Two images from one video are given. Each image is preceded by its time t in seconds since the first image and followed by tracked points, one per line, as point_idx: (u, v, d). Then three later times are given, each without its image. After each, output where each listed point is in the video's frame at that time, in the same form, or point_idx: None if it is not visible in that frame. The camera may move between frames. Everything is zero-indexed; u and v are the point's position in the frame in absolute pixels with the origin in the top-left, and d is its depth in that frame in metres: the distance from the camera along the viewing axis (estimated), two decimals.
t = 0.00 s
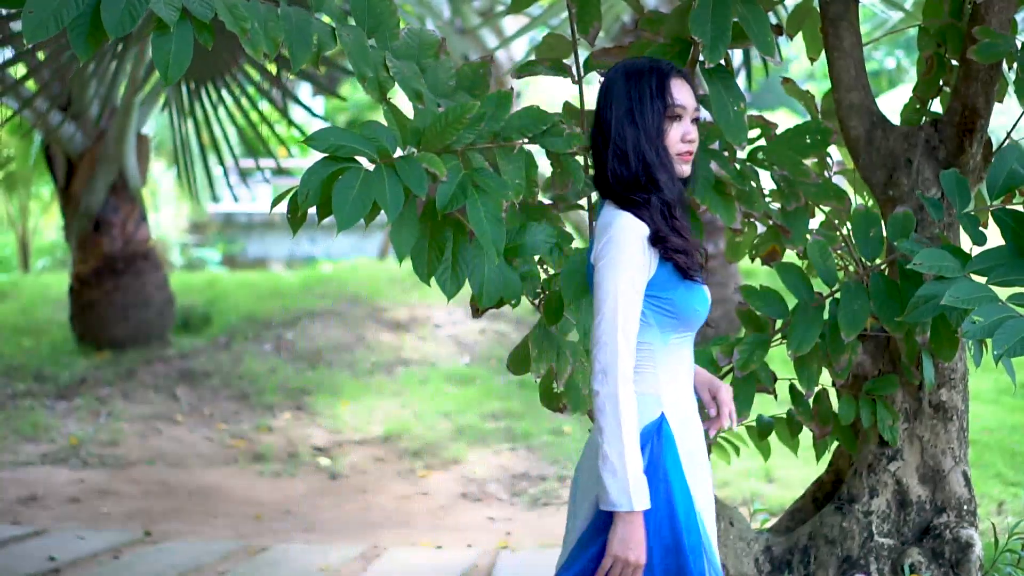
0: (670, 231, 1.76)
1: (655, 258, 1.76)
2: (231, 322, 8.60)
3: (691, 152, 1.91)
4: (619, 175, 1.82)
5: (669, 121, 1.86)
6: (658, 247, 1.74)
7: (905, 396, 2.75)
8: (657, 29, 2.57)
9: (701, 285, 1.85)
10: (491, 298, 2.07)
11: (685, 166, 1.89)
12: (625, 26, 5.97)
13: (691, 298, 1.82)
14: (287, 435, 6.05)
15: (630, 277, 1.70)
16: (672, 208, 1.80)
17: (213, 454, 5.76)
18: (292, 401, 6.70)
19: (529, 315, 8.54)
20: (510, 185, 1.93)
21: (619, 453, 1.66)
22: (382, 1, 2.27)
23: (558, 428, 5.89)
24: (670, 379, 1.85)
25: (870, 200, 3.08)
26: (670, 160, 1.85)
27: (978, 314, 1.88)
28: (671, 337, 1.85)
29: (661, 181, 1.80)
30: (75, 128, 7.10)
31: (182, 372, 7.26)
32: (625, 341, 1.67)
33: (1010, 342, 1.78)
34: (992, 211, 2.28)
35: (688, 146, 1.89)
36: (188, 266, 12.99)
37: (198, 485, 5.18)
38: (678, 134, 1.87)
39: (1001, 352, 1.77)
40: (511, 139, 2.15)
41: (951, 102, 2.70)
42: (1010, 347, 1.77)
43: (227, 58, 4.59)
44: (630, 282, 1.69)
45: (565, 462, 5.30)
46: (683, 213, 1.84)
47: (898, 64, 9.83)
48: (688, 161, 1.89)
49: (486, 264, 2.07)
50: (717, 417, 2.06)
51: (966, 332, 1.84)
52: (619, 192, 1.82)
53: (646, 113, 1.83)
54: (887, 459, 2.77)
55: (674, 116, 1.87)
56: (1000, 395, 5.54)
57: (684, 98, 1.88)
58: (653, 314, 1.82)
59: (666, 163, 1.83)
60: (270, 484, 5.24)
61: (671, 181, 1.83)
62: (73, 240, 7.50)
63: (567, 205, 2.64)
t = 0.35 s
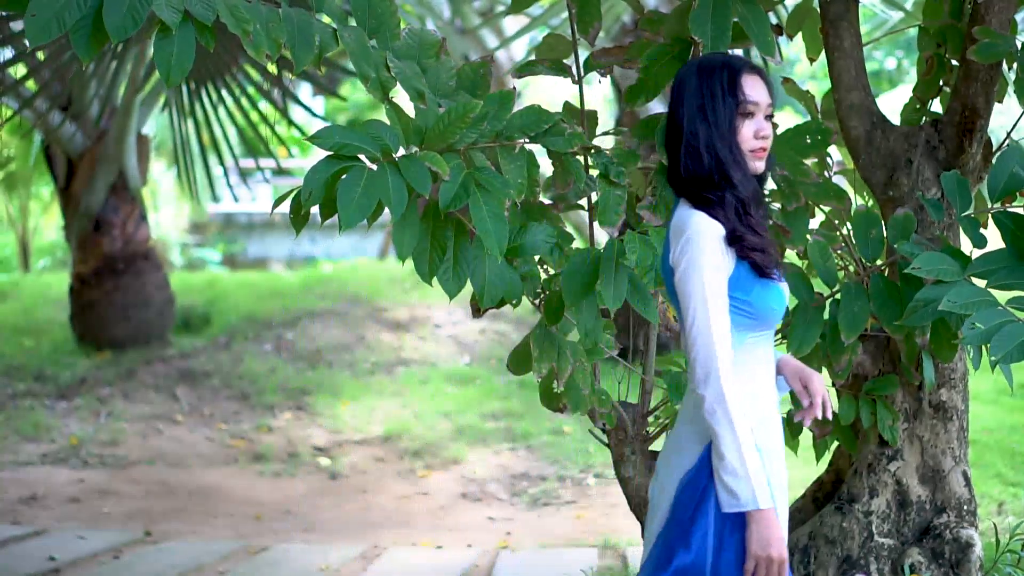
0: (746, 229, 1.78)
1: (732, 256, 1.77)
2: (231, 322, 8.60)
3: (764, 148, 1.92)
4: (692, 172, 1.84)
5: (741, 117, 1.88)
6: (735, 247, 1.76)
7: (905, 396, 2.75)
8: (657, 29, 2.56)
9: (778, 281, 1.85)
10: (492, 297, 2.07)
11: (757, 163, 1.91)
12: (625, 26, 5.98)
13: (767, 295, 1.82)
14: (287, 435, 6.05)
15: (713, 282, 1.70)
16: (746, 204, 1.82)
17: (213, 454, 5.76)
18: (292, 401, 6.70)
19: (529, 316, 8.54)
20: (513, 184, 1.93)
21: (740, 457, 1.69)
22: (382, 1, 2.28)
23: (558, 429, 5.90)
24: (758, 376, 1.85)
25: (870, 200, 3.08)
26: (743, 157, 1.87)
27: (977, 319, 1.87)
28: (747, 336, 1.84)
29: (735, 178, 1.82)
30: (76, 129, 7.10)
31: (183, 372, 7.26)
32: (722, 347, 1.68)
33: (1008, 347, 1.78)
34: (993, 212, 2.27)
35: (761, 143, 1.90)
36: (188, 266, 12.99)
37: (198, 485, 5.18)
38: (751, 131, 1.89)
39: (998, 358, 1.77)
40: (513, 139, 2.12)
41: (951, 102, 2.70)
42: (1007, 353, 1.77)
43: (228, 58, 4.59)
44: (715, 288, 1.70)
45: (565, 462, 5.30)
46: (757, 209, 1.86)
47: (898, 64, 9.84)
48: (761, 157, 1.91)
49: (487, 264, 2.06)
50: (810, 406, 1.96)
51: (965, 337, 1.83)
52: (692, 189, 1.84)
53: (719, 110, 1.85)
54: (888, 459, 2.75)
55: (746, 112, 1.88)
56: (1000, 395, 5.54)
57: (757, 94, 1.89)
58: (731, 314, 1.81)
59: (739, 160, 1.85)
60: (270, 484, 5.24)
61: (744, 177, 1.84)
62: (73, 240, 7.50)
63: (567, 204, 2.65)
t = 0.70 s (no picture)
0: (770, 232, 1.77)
1: (756, 257, 1.76)
2: (231, 322, 8.60)
3: (795, 153, 1.90)
4: (718, 175, 1.85)
5: (769, 121, 1.86)
6: (760, 246, 1.75)
7: (905, 396, 2.74)
8: (657, 29, 2.55)
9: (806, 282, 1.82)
10: (489, 298, 2.07)
11: (786, 167, 1.88)
12: (625, 26, 5.99)
13: (797, 295, 1.81)
14: (288, 435, 6.05)
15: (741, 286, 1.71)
16: (771, 208, 1.80)
17: (213, 454, 5.76)
18: (292, 401, 6.70)
19: (529, 316, 8.55)
20: (512, 186, 1.92)
21: (781, 456, 1.70)
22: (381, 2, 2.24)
23: (558, 428, 5.90)
24: (795, 375, 1.84)
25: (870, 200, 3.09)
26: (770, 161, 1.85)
27: (976, 316, 1.87)
28: (778, 335, 1.83)
29: (759, 182, 1.81)
30: (75, 129, 7.10)
31: (183, 372, 7.26)
32: (754, 350, 1.69)
33: (1008, 344, 1.77)
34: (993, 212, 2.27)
35: (790, 146, 1.88)
36: (188, 266, 12.99)
37: (198, 485, 5.18)
38: (779, 136, 1.87)
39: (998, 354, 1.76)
40: (512, 139, 2.12)
41: (952, 102, 2.70)
42: (1006, 349, 1.77)
43: (227, 58, 4.59)
44: (744, 292, 1.70)
45: (565, 462, 5.30)
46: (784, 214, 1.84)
47: (898, 64, 9.85)
48: (790, 161, 1.88)
49: (486, 264, 2.06)
50: (846, 410, 1.95)
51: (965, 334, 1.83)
52: (718, 194, 1.85)
53: (745, 115, 1.84)
54: (887, 459, 2.74)
55: (775, 116, 1.86)
56: (1000, 395, 5.54)
57: (788, 97, 1.87)
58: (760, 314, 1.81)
59: (765, 163, 1.83)
60: (270, 484, 5.24)
61: (769, 180, 1.83)
62: (73, 240, 7.50)
63: (567, 205, 2.63)
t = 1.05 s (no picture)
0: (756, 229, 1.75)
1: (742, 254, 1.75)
2: (231, 322, 8.60)
3: (796, 152, 1.87)
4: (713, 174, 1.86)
5: (767, 121, 1.83)
6: (744, 243, 1.74)
7: (905, 396, 2.72)
8: (657, 29, 2.55)
9: (798, 278, 1.79)
10: (489, 298, 2.07)
11: (785, 167, 1.86)
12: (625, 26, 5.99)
13: (786, 293, 1.78)
14: (288, 435, 6.05)
15: (723, 283, 1.72)
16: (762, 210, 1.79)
17: (213, 454, 5.76)
18: (292, 401, 6.69)
19: (529, 316, 8.54)
20: (511, 187, 1.91)
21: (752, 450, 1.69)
22: (376, 1, 2.24)
23: (558, 428, 5.90)
24: (791, 373, 1.82)
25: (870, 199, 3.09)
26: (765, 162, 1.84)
27: (977, 313, 1.87)
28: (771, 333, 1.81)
29: (751, 182, 1.81)
30: (76, 129, 7.11)
31: (183, 372, 7.26)
32: (728, 345, 1.69)
33: (1009, 340, 1.77)
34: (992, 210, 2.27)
35: (790, 145, 1.85)
36: (188, 266, 12.99)
37: (198, 485, 5.18)
38: (777, 136, 1.84)
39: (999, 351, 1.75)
40: (510, 140, 2.12)
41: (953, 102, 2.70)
42: (1008, 346, 1.76)
43: (227, 58, 4.58)
44: (722, 288, 1.71)
45: (565, 462, 5.30)
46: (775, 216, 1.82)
47: (898, 65, 9.86)
48: (789, 162, 1.86)
49: (486, 265, 2.07)
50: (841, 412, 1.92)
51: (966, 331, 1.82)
52: (714, 191, 1.86)
53: (740, 114, 1.82)
54: (887, 459, 2.73)
55: (773, 116, 1.83)
56: (1000, 395, 5.54)
57: (788, 97, 1.84)
58: (750, 311, 1.80)
59: (759, 163, 1.82)
60: (270, 484, 5.24)
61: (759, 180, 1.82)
62: (73, 240, 7.50)
63: (567, 205, 2.62)
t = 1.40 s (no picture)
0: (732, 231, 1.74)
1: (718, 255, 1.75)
2: (231, 322, 8.60)
3: (792, 154, 1.83)
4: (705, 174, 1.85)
5: (760, 123, 1.80)
6: (719, 244, 1.74)
7: (905, 396, 2.72)
8: (657, 29, 2.54)
9: (778, 279, 1.77)
10: (489, 298, 2.08)
11: (780, 170, 1.82)
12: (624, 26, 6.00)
13: (767, 293, 1.77)
14: (287, 435, 6.05)
15: (697, 284, 1.74)
16: (746, 213, 1.76)
17: (213, 454, 5.76)
18: (292, 401, 6.69)
19: (529, 316, 8.54)
20: (508, 187, 1.91)
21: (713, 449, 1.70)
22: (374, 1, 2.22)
23: (558, 428, 5.90)
24: (778, 372, 1.80)
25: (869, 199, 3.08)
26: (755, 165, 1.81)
27: (976, 312, 1.86)
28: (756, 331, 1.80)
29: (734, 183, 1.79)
30: (75, 128, 7.11)
31: (183, 372, 7.26)
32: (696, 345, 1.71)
33: (1009, 341, 1.76)
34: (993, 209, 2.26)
35: (784, 148, 1.81)
36: (188, 266, 12.98)
37: (198, 485, 5.18)
38: (771, 138, 1.80)
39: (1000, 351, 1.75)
40: (508, 140, 2.12)
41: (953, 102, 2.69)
42: (1008, 347, 1.76)
43: (226, 58, 4.58)
44: (693, 287, 1.73)
45: (565, 462, 5.30)
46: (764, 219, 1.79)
47: (897, 65, 9.87)
48: (785, 165, 1.82)
49: (486, 265, 2.06)
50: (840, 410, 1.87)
51: (966, 330, 1.82)
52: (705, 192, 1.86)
53: (732, 116, 1.80)
54: (887, 459, 2.73)
55: (768, 119, 1.80)
56: (1000, 395, 5.55)
57: (784, 98, 1.80)
58: (733, 311, 1.80)
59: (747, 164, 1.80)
60: (270, 484, 5.24)
61: (747, 184, 1.79)
62: (73, 240, 7.49)
63: (567, 205, 2.61)
